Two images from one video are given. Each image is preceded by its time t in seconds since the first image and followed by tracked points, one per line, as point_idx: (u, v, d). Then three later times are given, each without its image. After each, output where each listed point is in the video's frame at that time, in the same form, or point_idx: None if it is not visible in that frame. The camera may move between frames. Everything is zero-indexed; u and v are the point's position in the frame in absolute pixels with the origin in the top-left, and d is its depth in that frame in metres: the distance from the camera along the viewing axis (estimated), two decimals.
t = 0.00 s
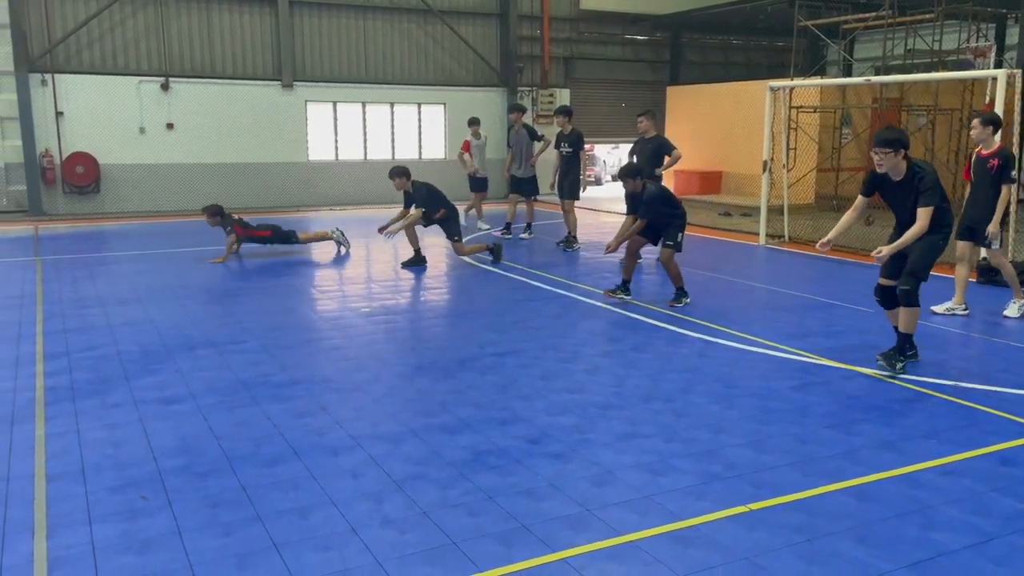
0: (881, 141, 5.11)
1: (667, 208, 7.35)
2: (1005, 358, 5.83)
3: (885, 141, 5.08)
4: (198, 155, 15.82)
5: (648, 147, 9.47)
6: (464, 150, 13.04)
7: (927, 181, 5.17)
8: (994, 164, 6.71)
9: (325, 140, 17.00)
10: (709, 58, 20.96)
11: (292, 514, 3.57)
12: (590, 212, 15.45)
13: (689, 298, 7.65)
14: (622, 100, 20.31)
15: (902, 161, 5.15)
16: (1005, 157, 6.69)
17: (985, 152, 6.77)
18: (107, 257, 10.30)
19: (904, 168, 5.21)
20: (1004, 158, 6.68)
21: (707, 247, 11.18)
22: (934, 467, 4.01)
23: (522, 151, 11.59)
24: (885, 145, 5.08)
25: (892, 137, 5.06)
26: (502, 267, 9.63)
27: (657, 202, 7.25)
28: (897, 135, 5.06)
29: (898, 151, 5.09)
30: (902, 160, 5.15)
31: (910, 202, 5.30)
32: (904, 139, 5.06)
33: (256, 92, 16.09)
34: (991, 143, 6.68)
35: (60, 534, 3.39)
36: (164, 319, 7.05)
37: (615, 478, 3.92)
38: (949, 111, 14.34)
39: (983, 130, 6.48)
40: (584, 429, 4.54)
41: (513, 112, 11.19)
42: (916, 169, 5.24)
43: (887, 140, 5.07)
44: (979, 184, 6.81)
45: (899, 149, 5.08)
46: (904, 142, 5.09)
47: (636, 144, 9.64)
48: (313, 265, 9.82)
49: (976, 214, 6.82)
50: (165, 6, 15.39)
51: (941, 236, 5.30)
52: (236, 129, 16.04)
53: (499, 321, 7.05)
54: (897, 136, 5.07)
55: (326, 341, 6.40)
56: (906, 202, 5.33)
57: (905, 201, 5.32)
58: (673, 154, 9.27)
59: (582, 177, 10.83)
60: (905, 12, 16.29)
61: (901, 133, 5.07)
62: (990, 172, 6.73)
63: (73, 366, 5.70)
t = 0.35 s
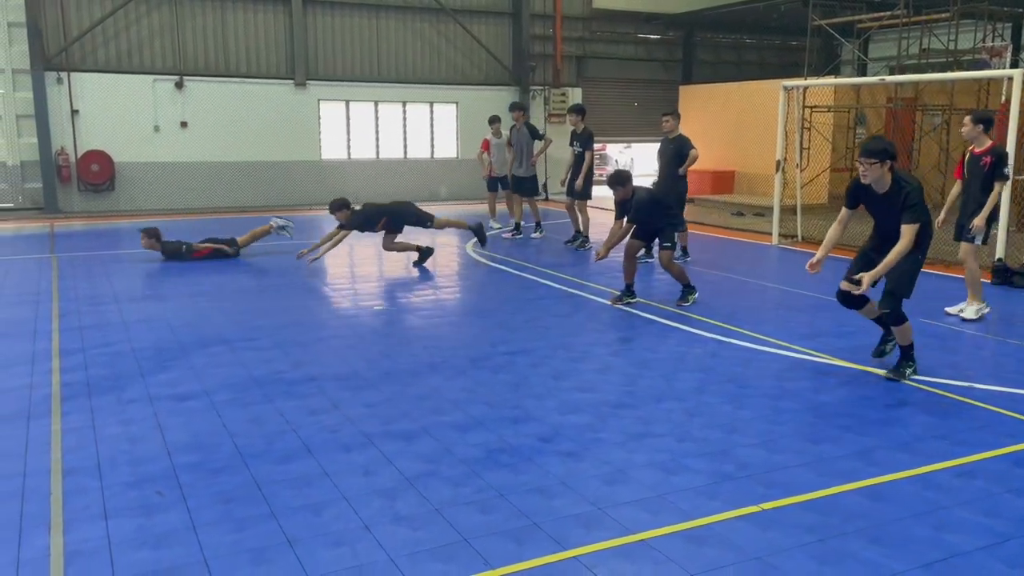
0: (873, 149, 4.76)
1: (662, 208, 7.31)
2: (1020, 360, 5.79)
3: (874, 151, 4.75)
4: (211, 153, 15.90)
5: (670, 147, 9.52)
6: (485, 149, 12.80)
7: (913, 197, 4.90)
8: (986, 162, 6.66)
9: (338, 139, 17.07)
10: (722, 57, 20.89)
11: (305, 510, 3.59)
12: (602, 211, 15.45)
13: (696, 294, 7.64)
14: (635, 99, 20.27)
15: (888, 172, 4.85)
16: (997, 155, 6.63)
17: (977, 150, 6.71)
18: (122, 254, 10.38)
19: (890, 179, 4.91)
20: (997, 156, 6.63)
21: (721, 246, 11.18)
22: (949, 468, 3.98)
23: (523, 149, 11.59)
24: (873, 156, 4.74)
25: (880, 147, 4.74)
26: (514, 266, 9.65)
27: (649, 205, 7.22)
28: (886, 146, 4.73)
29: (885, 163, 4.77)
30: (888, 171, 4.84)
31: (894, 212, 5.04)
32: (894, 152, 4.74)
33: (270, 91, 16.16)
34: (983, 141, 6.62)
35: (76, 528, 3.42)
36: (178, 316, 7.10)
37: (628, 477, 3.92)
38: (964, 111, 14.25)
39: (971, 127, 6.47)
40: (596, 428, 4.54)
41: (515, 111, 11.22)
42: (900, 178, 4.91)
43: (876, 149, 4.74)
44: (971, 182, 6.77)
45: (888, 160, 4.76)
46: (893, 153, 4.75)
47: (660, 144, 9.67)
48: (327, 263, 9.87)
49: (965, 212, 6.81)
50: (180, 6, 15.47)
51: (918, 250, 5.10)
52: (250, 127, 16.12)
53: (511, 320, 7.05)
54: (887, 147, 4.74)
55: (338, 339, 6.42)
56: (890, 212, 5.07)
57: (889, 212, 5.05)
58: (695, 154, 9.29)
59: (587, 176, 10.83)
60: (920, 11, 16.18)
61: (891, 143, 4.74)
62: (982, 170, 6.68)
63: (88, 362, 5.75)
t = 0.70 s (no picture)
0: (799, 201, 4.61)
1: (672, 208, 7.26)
2: None
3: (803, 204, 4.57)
4: (230, 151, 16.00)
5: (697, 147, 9.49)
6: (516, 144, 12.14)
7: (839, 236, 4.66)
8: (984, 168, 6.56)
9: (355, 136, 17.11)
10: (741, 56, 20.78)
11: (322, 506, 3.61)
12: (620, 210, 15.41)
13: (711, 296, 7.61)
14: (653, 99, 20.20)
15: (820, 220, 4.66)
16: (995, 161, 6.54)
17: (977, 155, 6.61)
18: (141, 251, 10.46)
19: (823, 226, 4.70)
20: (995, 162, 6.53)
21: (739, 247, 11.11)
22: (970, 472, 3.94)
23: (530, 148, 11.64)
24: (804, 207, 4.59)
25: (810, 198, 4.56)
26: (531, 265, 9.65)
27: (660, 201, 7.17)
28: (814, 195, 4.56)
29: (818, 211, 4.60)
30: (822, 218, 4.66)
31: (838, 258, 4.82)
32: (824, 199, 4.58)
33: (289, 89, 16.25)
34: (983, 145, 6.52)
35: (97, 522, 3.46)
36: (197, 313, 7.15)
37: (645, 477, 3.91)
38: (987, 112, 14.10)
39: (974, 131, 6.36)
40: (613, 428, 4.52)
41: (522, 110, 11.22)
42: (833, 221, 4.71)
43: (804, 200, 4.58)
44: (967, 187, 6.67)
45: (819, 209, 4.59)
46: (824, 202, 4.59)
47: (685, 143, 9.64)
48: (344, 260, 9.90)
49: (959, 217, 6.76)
50: (201, 5, 15.58)
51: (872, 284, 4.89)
52: (269, 125, 16.21)
53: (527, 319, 7.05)
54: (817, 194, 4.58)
55: (356, 336, 6.44)
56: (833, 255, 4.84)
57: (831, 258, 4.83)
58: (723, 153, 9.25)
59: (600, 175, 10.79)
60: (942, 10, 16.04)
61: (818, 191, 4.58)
62: (980, 176, 6.58)
63: (109, 357, 5.81)
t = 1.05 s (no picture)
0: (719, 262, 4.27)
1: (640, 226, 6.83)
2: None
3: (727, 264, 4.24)
4: (250, 148, 16.09)
5: (719, 146, 9.43)
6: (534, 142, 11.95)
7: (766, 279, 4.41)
8: (995, 168, 6.43)
9: (374, 134, 17.15)
10: (762, 56, 20.65)
11: (342, 503, 3.62)
12: (638, 210, 15.36)
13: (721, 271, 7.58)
14: (672, 99, 20.12)
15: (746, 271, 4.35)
16: (1008, 162, 6.39)
17: (990, 154, 6.49)
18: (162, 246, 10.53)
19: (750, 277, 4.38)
20: (1007, 164, 6.38)
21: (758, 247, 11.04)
22: (994, 477, 3.89)
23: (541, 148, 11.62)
24: (724, 264, 4.25)
25: (732, 256, 4.23)
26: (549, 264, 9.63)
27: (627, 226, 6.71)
28: (735, 252, 4.23)
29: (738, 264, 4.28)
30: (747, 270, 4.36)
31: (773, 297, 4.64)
32: (745, 252, 4.27)
33: (308, 87, 16.31)
34: (997, 145, 6.39)
35: (119, 515, 3.49)
36: (218, 309, 7.20)
37: (664, 478, 3.89)
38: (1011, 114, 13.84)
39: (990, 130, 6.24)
40: (632, 428, 4.51)
41: (532, 111, 11.13)
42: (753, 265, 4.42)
43: (722, 259, 4.24)
44: (975, 185, 6.57)
45: (743, 263, 4.29)
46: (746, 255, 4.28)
47: (706, 143, 9.58)
48: (361, 258, 9.93)
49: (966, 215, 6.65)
50: (223, 4, 15.67)
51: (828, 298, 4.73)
52: (289, 124, 16.29)
53: (546, 317, 7.04)
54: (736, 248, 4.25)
55: (375, 333, 6.47)
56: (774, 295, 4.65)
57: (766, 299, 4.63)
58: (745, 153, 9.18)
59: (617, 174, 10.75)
60: (968, 10, 15.85)
61: (736, 246, 4.25)
62: (990, 176, 6.47)
63: (131, 352, 5.86)
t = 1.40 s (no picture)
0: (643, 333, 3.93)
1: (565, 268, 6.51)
2: None
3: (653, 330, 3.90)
4: (272, 144, 16.19)
5: (744, 146, 9.37)
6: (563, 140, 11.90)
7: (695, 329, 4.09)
8: (1019, 171, 6.37)
9: (395, 132, 17.19)
10: (786, 56, 20.50)
11: (362, 499, 3.63)
12: (658, 210, 15.31)
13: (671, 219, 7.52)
14: (693, 98, 20.04)
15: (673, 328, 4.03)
16: None
17: (1013, 156, 6.43)
18: (185, 241, 10.62)
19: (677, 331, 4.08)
20: None
21: (780, 248, 10.95)
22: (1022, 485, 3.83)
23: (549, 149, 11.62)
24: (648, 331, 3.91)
25: (655, 320, 3.90)
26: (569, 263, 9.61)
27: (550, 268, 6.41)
28: (652, 316, 3.91)
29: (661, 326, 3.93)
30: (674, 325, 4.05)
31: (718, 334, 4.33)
32: (663, 311, 3.95)
33: (330, 84, 16.38)
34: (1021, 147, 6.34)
35: (142, 508, 3.51)
36: (239, 304, 7.24)
37: (685, 480, 3.86)
38: None
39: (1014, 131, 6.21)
40: (653, 430, 4.48)
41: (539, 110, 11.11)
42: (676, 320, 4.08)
43: (643, 329, 3.90)
44: (999, 188, 6.49)
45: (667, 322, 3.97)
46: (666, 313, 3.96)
47: (729, 143, 9.52)
48: (381, 255, 9.96)
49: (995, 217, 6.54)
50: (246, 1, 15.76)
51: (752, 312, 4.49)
52: (311, 121, 16.38)
53: (566, 316, 7.02)
54: (652, 310, 3.93)
55: (395, 331, 6.48)
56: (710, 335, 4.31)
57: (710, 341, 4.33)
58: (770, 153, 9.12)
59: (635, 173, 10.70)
60: (996, 10, 15.64)
61: (650, 310, 3.92)
62: (1013, 179, 6.39)
63: (154, 346, 5.90)
